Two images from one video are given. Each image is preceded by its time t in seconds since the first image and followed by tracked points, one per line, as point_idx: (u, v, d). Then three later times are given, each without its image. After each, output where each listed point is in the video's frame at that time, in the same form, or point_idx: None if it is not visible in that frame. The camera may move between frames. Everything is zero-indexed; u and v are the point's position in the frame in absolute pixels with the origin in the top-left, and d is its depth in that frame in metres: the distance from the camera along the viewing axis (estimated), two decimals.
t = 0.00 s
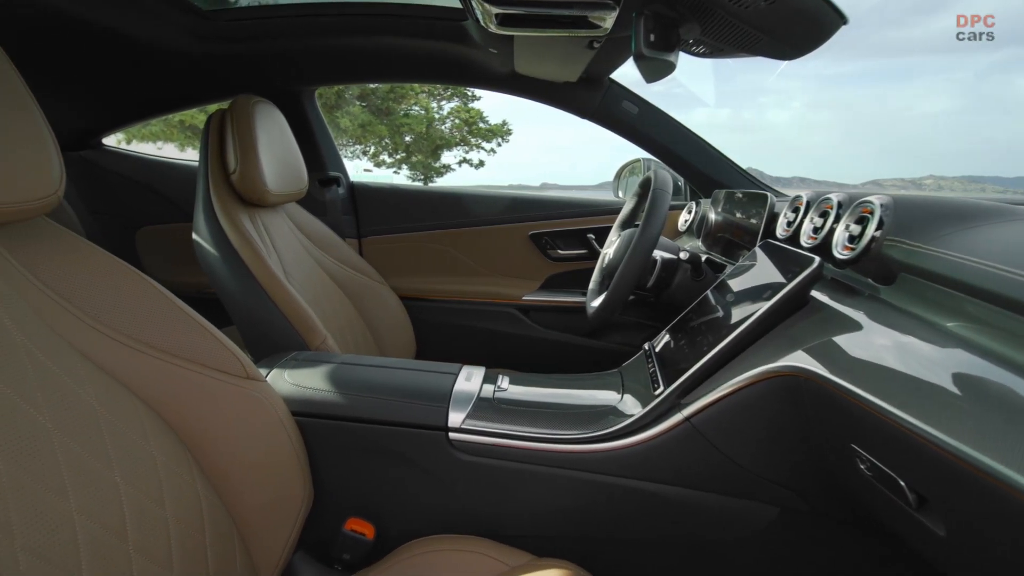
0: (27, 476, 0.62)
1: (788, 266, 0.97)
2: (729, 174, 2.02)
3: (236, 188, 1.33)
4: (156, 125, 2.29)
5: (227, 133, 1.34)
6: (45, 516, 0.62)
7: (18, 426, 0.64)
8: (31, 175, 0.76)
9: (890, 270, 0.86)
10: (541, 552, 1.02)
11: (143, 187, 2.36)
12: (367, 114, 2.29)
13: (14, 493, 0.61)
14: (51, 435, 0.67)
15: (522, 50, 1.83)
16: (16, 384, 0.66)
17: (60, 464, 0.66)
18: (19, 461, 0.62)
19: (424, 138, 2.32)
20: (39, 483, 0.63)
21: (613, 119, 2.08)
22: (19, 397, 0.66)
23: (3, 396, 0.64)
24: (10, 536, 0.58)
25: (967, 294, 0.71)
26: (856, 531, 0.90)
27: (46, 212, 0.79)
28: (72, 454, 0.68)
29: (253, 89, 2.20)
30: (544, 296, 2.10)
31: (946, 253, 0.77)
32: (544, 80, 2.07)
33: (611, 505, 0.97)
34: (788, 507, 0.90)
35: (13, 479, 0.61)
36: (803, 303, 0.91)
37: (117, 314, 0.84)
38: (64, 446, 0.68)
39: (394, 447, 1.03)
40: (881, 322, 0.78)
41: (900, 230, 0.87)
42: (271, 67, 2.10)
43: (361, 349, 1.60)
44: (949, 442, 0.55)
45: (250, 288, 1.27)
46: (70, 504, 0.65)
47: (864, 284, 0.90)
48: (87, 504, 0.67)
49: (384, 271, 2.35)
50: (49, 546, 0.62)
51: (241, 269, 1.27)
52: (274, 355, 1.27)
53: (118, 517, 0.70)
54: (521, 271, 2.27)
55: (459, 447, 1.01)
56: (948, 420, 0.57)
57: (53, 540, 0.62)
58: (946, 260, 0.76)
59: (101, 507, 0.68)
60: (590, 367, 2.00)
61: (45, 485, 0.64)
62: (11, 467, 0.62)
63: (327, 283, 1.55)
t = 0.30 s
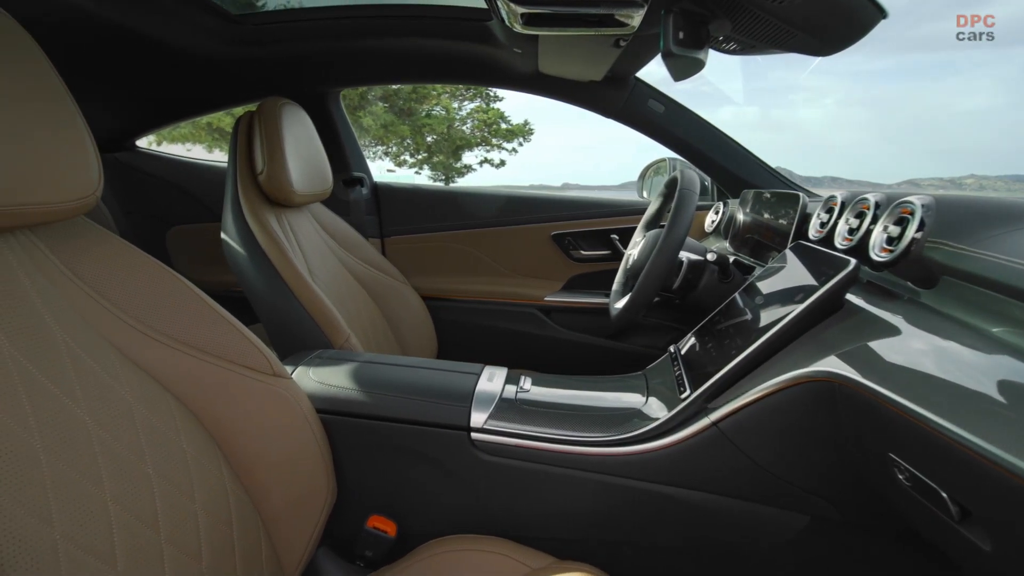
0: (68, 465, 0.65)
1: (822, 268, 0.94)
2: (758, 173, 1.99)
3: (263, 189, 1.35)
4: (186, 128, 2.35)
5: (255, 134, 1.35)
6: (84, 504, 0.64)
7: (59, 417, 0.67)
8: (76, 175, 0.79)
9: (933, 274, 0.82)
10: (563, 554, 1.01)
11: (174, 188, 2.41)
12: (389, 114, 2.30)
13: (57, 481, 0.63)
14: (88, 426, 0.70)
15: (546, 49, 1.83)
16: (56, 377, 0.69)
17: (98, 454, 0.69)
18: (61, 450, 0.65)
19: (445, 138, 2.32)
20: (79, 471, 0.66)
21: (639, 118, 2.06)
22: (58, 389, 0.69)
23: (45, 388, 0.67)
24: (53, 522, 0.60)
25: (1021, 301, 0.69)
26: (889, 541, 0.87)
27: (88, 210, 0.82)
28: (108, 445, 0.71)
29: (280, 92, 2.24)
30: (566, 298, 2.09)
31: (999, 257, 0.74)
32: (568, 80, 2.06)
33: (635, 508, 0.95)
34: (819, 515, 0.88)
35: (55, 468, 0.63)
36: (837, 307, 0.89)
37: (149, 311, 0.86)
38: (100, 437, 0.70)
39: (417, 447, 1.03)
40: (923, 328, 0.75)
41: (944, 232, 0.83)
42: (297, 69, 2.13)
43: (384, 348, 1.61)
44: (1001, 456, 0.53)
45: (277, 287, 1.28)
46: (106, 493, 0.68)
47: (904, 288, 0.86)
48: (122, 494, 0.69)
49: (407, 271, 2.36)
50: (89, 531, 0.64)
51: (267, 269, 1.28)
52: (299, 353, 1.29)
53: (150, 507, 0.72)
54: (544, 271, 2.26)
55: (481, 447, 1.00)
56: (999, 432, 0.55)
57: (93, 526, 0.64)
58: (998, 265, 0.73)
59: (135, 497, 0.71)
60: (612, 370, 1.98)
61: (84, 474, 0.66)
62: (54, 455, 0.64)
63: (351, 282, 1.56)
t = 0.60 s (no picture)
0: (104, 456, 0.67)
1: (859, 270, 0.92)
2: (788, 173, 1.95)
3: (290, 189, 1.36)
4: (214, 129, 2.38)
5: (282, 135, 1.37)
6: (119, 494, 0.67)
7: (96, 410, 0.69)
8: (111, 177, 0.81)
9: (979, 277, 0.79)
10: (585, 558, 1.00)
11: (203, 188, 2.46)
12: (411, 115, 2.31)
13: (94, 471, 0.65)
14: (124, 420, 0.72)
15: (572, 48, 1.81)
16: (94, 371, 0.72)
17: (132, 447, 0.71)
18: (97, 442, 0.67)
19: (467, 138, 2.33)
20: (114, 463, 0.68)
21: (665, 117, 2.03)
22: (96, 383, 0.71)
23: (83, 381, 0.69)
24: (89, 511, 0.63)
25: None
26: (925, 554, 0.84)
27: (122, 210, 0.84)
28: (142, 438, 0.73)
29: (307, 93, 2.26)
30: (589, 298, 2.07)
31: None
32: (594, 79, 2.05)
33: (659, 512, 0.94)
34: (852, 526, 0.85)
35: (92, 459, 0.66)
36: (875, 311, 0.86)
37: (181, 308, 0.88)
38: (135, 430, 0.73)
39: (439, 446, 1.03)
40: (969, 335, 0.72)
41: (991, 234, 0.79)
42: (324, 71, 2.15)
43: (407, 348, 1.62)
44: None
45: (303, 286, 1.30)
46: (141, 485, 0.70)
47: (948, 292, 0.83)
48: (155, 486, 0.72)
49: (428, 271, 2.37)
50: (124, 521, 0.66)
51: (294, 268, 1.30)
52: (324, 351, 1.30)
53: (181, 499, 0.74)
54: (567, 272, 2.25)
55: (503, 448, 1.00)
56: None
57: (128, 515, 0.67)
58: None
59: (167, 489, 0.73)
60: (635, 372, 1.96)
61: (119, 466, 0.69)
62: (91, 447, 0.66)
63: (374, 282, 1.57)
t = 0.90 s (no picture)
0: (136, 448, 0.70)
1: (898, 274, 0.89)
2: (821, 171, 1.91)
3: (315, 190, 1.37)
4: (241, 130, 2.41)
5: (308, 137, 1.38)
6: (149, 486, 0.69)
7: (129, 403, 0.72)
8: (144, 177, 0.82)
9: None
10: (607, 562, 0.99)
11: (231, 189, 2.49)
12: (433, 115, 2.31)
13: (126, 462, 0.68)
14: (156, 415, 0.74)
15: (598, 46, 1.78)
16: (128, 365, 0.74)
17: (162, 441, 0.73)
18: (129, 434, 0.70)
19: (488, 139, 2.33)
20: (145, 455, 0.71)
21: (693, 116, 2.00)
22: (130, 376, 0.74)
23: (117, 378, 0.72)
24: (121, 500, 0.66)
25: None
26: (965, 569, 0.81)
27: (156, 210, 0.85)
28: (172, 432, 0.75)
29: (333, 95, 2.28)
30: (612, 300, 2.05)
31: None
32: (621, 78, 2.02)
33: (684, 518, 0.92)
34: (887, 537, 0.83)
35: (124, 450, 0.69)
36: (917, 316, 0.83)
37: (212, 306, 0.90)
38: (165, 424, 0.75)
39: (462, 447, 1.02)
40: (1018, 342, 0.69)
41: None
42: (349, 72, 2.16)
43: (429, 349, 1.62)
44: None
45: (327, 286, 1.31)
46: (170, 479, 0.72)
47: (995, 296, 0.80)
48: (184, 478, 0.74)
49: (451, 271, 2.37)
50: (154, 511, 0.69)
51: (319, 268, 1.31)
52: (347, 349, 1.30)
53: (209, 491, 0.76)
54: (591, 273, 2.23)
55: (526, 450, 0.99)
56: None
57: (158, 506, 0.69)
58: None
59: (196, 483, 0.75)
60: (660, 375, 1.93)
61: (150, 458, 0.71)
62: (123, 438, 0.69)
63: (397, 282, 1.58)
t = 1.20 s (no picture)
0: (164, 443, 0.72)
1: (937, 277, 0.85)
2: (853, 169, 1.87)
3: (338, 190, 1.38)
4: (264, 131, 2.44)
5: (330, 137, 1.38)
6: (176, 481, 0.71)
7: (157, 399, 0.73)
8: (173, 177, 0.82)
9: None
10: (628, 566, 0.97)
11: (254, 189, 2.52)
12: (452, 115, 2.31)
13: (154, 456, 0.70)
14: (184, 411, 0.76)
15: (622, 44, 1.77)
16: (157, 361, 0.76)
17: (189, 437, 0.75)
18: (158, 429, 0.72)
19: (508, 138, 2.32)
20: (172, 449, 0.72)
21: (720, 114, 1.97)
22: (158, 373, 0.75)
23: (146, 374, 0.74)
24: (150, 493, 0.68)
25: None
26: None
27: (184, 210, 0.86)
28: (198, 428, 0.77)
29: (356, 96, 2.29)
30: (632, 301, 2.03)
31: None
32: (645, 76, 2.00)
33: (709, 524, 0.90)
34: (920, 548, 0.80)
35: (153, 445, 0.70)
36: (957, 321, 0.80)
37: (236, 303, 0.91)
38: (191, 420, 0.76)
39: (482, 448, 1.01)
40: None
41: None
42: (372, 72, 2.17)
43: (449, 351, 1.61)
44: None
45: (348, 285, 1.32)
46: (196, 474, 0.73)
47: None
48: (209, 473, 0.75)
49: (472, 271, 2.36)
50: (180, 504, 0.70)
51: (341, 267, 1.32)
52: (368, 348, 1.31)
53: (233, 487, 0.78)
54: (613, 274, 2.20)
55: (547, 452, 0.98)
56: None
57: (184, 499, 0.71)
58: None
59: (221, 478, 0.76)
60: (681, 378, 1.91)
61: (177, 453, 0.73)
62: (153, 433, 0.71)
63: (417, 282, 1.58)
